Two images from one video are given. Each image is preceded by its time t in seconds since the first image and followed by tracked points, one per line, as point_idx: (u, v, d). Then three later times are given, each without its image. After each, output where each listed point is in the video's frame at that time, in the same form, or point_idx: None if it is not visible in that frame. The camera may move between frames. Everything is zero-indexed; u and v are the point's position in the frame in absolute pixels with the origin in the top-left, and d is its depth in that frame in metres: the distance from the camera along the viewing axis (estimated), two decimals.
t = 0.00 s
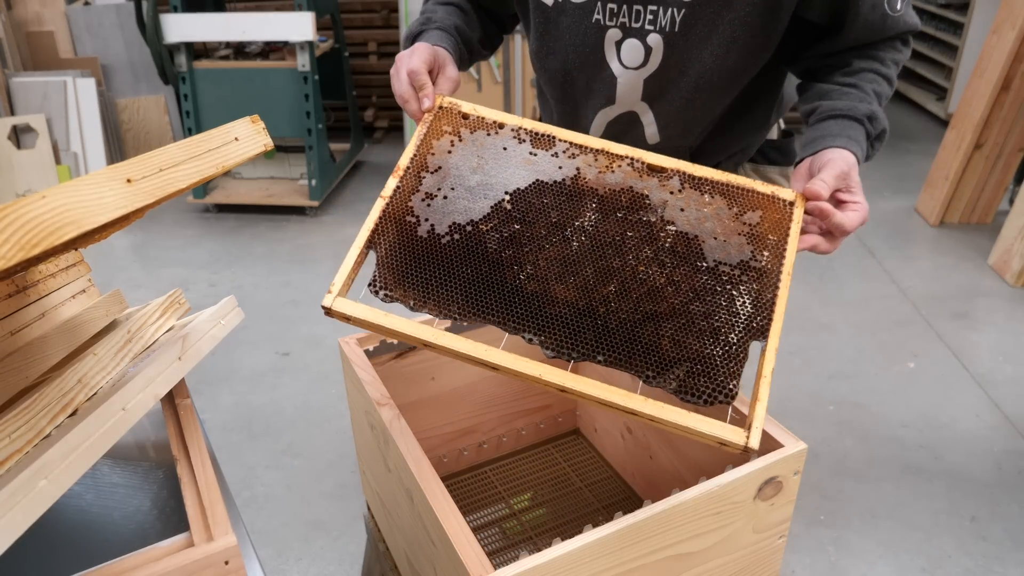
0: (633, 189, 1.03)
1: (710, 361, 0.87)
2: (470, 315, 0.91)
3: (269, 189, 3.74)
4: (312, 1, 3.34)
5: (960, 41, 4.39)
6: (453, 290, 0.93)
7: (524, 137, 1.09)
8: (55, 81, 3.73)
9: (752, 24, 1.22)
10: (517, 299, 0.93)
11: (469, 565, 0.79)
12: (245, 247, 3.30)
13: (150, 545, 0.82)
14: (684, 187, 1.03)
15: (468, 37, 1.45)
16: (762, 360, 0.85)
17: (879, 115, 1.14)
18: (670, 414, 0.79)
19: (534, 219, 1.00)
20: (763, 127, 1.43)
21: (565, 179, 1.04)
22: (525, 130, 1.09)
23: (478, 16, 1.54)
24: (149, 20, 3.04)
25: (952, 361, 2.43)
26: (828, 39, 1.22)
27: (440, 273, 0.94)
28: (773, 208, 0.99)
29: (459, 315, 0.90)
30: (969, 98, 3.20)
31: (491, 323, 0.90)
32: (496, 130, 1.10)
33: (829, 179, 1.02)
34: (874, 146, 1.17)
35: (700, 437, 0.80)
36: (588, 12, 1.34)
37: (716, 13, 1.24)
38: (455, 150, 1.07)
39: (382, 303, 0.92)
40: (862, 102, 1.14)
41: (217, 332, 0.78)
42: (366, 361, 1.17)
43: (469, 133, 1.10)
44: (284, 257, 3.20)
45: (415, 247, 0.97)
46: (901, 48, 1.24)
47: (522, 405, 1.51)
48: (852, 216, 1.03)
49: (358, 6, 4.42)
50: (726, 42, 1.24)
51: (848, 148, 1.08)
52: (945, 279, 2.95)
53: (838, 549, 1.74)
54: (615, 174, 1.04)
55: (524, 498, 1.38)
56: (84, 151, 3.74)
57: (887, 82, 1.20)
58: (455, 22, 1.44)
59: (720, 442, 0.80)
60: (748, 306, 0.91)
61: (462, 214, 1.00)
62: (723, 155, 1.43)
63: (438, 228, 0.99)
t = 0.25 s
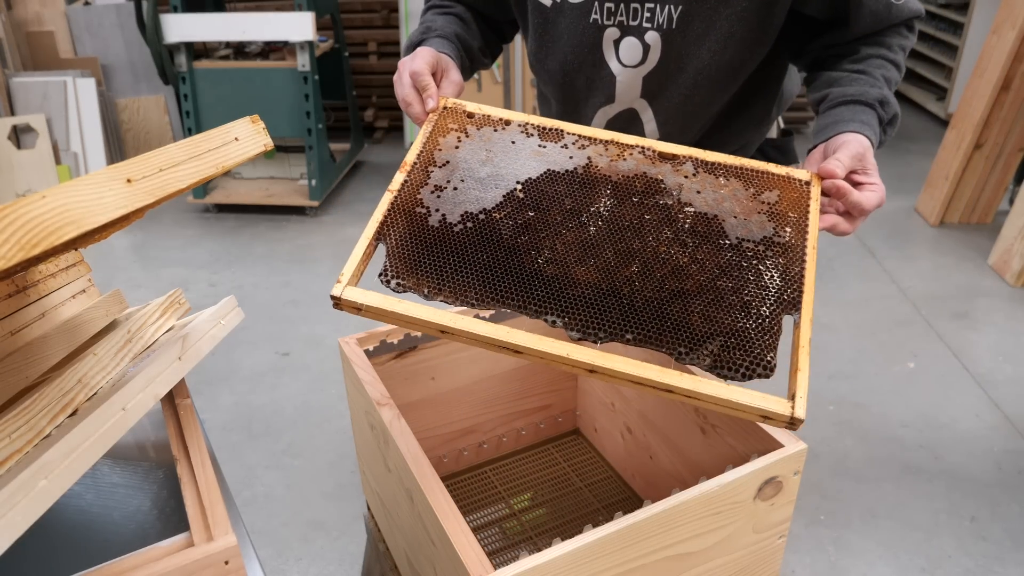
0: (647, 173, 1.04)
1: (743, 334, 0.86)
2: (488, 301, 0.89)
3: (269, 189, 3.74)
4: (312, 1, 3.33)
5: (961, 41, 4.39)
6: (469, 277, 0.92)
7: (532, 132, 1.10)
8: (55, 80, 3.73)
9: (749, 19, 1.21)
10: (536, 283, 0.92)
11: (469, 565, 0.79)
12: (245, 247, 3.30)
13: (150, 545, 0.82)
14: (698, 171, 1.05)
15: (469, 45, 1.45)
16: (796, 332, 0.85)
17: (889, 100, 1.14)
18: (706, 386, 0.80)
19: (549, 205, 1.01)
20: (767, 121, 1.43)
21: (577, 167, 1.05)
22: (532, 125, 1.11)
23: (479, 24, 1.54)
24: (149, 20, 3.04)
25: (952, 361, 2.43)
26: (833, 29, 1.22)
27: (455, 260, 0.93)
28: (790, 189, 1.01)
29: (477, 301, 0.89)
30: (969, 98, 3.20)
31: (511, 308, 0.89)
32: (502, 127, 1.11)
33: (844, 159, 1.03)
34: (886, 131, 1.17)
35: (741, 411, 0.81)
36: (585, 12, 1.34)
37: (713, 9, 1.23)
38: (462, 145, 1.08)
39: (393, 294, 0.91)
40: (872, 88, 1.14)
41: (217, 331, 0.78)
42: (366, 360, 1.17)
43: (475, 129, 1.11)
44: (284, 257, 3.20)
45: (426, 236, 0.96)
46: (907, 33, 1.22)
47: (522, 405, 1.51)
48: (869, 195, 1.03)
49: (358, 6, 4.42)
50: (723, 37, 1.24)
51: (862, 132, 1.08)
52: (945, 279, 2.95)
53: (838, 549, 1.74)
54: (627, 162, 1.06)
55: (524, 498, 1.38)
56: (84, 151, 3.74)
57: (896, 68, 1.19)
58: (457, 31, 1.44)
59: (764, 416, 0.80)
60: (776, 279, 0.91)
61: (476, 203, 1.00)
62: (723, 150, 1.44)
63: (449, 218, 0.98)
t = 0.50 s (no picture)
0: (652, 172, 1.04)
1: (752, 327, 0.87)
2: (498, 301, 0.90)
3: (269, 189, 3.74)
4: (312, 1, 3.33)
5: (961, 41, 4.39)
6: (478, 278, 0.92)
7: (537, 134, 1.10)
8: (55, 80, 3.73)
9: (750, 18, 1.22)
10: (546, 283, 0.92)
11: (469, 565, 0.79)
12: (245, 247, 3.30)
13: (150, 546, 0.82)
14: (702, 169, 1.04)
15: (473, 47, 1.45)
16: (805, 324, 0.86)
17: (891, 97, 1.14)
18: (718, 380, 0.80)
19: (555, 205, 1.01)
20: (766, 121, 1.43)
21: (583, 168, 1.05)
22: (537, 128, 1.11)
23: (482, 27, 1.54)
24: (149, 20, 3.04)
25: (952, 361, 2.43)
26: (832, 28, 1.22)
27: (464, 262, 0.93)
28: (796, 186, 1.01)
29: (487, 302, 0.89)
30: (969, 98, 3.20)
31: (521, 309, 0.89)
32: (507, 130, 1.11)
33: (848, 154, 1.04)
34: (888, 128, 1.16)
35: (755, 403, 0.81)
36: (587, 12, 1.34)
37: (713, 9, 1.24)
38: (468, 149, 1.08)
39: (404, 297, 0.91)
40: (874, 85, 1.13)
41: (217, 331, 0.78)
42: (366, 360, 1.17)
43: (480, 132, 1.11)
44: (284, 257, 3.20)
45: (435, 239, 0.96)
46: (905, 30, 1.22)
47: (522, 405, 1.51)
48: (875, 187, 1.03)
49: (358, 6, 4.42)
50: (724, 36, 1.24)
51: (864, 128, 1.08)
52: (945, 279, 2.95)
53: (838, 549, 1.74)
54: (632, 161, 1.05)
55: (524, 498, 1.38)
56: (84, 151, 3.74)
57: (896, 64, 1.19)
58: (460, 34, 1.44)
59: (776, 407, 0.81)
60: (784, 273, 0.92)
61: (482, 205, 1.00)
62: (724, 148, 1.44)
63: (457, 221, 0.98)
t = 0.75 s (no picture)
0: (654, 173, 1.04)
1: (754, 328, 0.87)
2: (501, 301, 0.90)
3: (269, 189, 3.74)
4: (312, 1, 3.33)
5: (961, 41, 4.39)
6: (481, 278, 0.92)
7: (539, 135, 1.11)
8: (55, 80, 3.73)
9: (750, 17, 1.22)
10: (548, 284, 0.92)
11: (469, 565, 0.79)
12: (245, 247, 3.30)
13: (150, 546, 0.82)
14: (703, 170, 1.05)
15: (474, 46, 1.45)
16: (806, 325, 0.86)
17: (890, 98, 1.14)
18: (719, 380, 0.80)
19: (558, 205, 1.01)
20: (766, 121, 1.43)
21: (585, 168, 1.05)
22: (539, 129, 1.11)
23: (483, 26, 1.54)
24: (149, 20, 3.04)
25: (952, 361, 2.43)
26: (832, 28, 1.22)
27: (467, 263, 0.93)
28: (797, 186, 1.01)
29: (490, 302, 0.89)
30: (969, 98, 3.20)
31: (524, 309, 0.89)
32: (509, 131, 1.11)
33: (848, 155, 1.04)
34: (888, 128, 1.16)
35: (755, 404, 0.81)
36: (587, 12, 1.34)
37: (713, 9, 1.24)
38: (470, 149, 1.08)
39: (407, 297, 0.91)
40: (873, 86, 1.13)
41: (217, 331, 0.78)
42: (366, 360, 1.17)
43: (483, 133, 1.11)
44: (284, 257, 3.20)
45: (439, 240, 0.96)
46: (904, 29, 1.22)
47: (522, 405, 1.51)
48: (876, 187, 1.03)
49: (358, 6, 4.42)
50: (724, 36, 1.24)
51: (863, 129, 1.08)
52: (945, 279, 2.95)
53: (838, 549, 1.74)
54: (633, 162, 1.05)
55: (524, 498, 1.38)
56: (84, 151, 3.74)
57: (895, 64, 1.19)
58: (461, 33, 1.44)
59: (776, 408, 0.81)
60: (784, 274, 0.92)
61: (485, 205, 1.00)
62: (723, 147, 1.44)
63: (460, 221, 0.98)
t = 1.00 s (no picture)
0: (652, 174, 1.04)
1: (751, 329, 0.87)
2: (500, 302, 0.90)
3: (269, 189, 3.74)
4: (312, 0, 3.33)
5: (961, 41, 4.39)
6: (480, 279, 0.92)
7: (538, 134, 1.10)
8: (55, 80, 3.73)
9: (749, 17, 1.22)
10: (547, 284, 0.92)
11: (469, 565, 0.79)
12: (245, 247, 3.30)
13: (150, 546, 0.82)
14: (702, 170, 1.04)
15: (475, 45, 1.45)
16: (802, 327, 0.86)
17: (889, 98, 1.14)
18: (717, 382, 0.80)
19: (557, 206, 1.00)
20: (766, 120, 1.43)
21: (584, 169, 1.05)
22: (539, 129, 1.11)
23: (483, 25, 1.54)
24: (149, 20, 3.04)
25: (952, 361, 2.43)
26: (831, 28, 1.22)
27: (467, 263, 0.93)
28: (797, 186, 1.01)
29: (490, 302, 0.89)
30: (969, 98, 3.20)
31: (523, 309, 0.89)
32: (509, 131, 1.11)
33: (847, 156, 1.03)
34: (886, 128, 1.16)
35: (752, 405, 0.81)
36: (586, 11, 1.34)
37: (712, 8, 1.23)
38: (470, 149, 1.08)
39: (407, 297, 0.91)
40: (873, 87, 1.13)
41: (217, 331, 0.78)
42: (366, 360, 1.16)
43: (483, 133, 1.11)
44: (284, 257, 3.20)
45: (438, 240, 0.96)
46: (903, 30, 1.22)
47: (522, 405, 1.51)
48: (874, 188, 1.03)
49: (358, 6, 4.42)
50: (723, 36, 1.24)
51: (862, 130, 1.08)
52: (945, 279, 2.95)
53: (838, 549, 1.74)
54: (632, 162, 1.05)
55: (524, 498, 1.38)
56: (84, 151, 3.74)
57: (894, 65, 1.19)
58: (462, 32, 1.44)
59: (773, 409, 0.81)
60: (782, 276, 0.92)
61: (484, 205, 1.00)
62: (723, 147, 1.44)
63: (460, 221, 0.98)
